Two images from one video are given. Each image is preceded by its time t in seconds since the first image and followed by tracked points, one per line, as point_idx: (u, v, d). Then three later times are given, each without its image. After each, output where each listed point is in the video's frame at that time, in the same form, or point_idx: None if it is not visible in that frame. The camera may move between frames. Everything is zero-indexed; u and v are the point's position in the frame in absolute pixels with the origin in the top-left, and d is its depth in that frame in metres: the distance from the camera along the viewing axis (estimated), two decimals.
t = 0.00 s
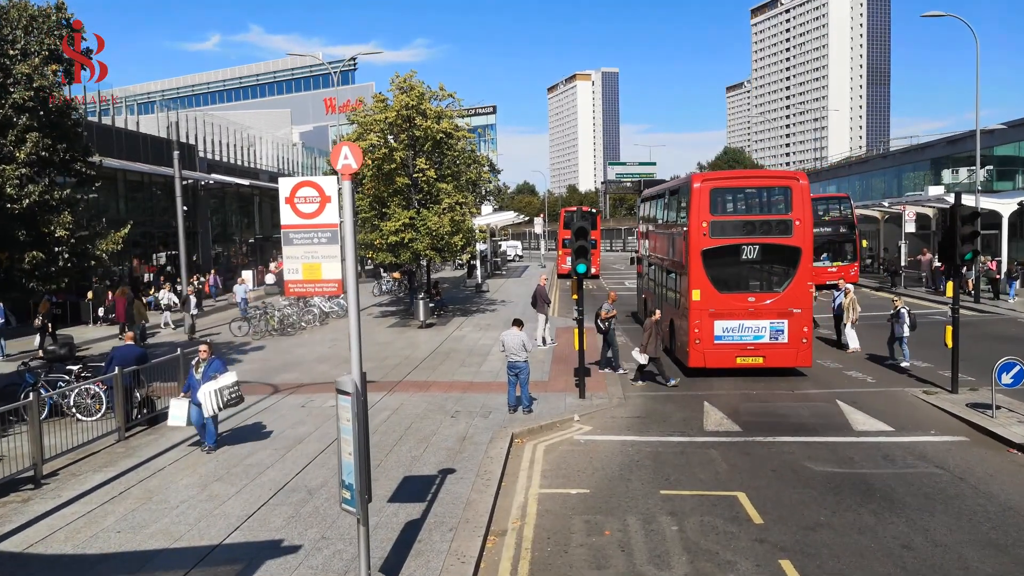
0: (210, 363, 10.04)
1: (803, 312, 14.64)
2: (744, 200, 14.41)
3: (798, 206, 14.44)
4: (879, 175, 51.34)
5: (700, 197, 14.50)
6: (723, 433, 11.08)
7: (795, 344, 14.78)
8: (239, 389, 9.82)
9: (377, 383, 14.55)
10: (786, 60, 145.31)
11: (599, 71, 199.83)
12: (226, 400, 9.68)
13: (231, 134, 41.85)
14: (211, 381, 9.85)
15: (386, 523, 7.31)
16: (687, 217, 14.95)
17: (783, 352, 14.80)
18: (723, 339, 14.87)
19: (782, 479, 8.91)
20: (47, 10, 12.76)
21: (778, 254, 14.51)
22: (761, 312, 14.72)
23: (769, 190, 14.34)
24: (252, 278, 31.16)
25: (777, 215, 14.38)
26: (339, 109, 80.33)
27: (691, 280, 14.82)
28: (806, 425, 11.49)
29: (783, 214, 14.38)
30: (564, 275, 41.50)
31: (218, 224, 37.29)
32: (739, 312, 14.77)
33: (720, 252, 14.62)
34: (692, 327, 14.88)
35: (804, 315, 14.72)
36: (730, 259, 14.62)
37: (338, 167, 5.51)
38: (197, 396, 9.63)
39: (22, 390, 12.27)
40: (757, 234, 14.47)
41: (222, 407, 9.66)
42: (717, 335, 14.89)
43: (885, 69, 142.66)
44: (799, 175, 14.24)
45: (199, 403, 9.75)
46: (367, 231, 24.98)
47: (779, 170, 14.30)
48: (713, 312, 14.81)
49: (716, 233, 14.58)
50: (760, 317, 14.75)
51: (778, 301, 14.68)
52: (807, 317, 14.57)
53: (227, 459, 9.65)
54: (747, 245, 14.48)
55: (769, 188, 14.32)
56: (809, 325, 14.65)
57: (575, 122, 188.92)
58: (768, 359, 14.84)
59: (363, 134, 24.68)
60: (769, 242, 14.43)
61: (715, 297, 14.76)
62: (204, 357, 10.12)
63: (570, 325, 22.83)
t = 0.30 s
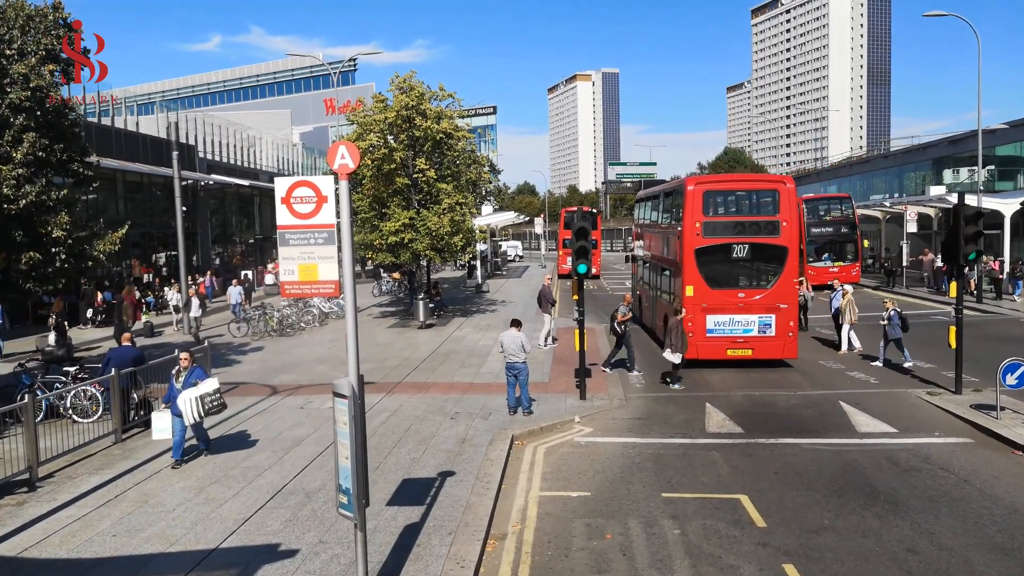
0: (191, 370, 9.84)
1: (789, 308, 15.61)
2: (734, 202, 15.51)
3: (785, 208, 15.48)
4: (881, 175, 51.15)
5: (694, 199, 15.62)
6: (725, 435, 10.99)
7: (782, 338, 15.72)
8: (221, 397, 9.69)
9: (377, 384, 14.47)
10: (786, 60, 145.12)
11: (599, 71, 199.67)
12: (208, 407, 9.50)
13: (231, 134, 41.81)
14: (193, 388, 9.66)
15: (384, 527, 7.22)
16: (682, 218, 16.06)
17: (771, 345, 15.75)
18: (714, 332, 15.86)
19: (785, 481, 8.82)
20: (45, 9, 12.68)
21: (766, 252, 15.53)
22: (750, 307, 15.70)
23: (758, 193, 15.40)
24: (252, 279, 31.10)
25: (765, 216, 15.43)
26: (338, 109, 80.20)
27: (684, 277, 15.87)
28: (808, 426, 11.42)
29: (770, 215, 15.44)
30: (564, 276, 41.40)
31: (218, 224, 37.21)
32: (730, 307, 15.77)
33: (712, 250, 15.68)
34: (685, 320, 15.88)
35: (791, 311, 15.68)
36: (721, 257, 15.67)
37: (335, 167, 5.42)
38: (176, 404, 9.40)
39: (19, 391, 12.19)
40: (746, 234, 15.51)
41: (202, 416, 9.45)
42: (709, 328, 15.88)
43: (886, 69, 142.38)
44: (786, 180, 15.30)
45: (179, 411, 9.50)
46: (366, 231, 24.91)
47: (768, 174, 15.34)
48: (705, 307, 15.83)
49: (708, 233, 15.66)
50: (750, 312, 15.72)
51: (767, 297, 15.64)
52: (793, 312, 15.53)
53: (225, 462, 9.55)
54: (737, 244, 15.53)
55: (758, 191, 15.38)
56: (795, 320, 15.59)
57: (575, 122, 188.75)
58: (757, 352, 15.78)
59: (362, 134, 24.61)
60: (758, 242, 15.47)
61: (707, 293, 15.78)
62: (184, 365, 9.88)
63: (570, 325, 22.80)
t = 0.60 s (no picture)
0: (182, 375, 9.53)
1: (778, 305, 16.19)
2: (726, 204, 16.04)
3: (774, 210, 16.08)
4: (881, 177, 51.13)
5: (688, 201, 16.08)
6: (725, 437, 10.99)
7: (771, 333, 16.32)
8: (212, 403, 9.38)
9: (377, 385, 14.49)
10: (785, 62, 145.14)
11: (599, 73, 199.95)
12: (197, 414, 9.19)
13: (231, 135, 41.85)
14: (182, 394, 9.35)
15: (384, 529, 7.23)
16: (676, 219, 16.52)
17: (760, 339, 16.35)
18: (707, 328, 16.39)
19: (785, 484, 8.84)
20: (47, 11, 12.70)
21: (756, 252, 16.07)
22: (741, 304, 16.26)
23: (749, 196, 15.95)
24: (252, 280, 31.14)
25: (755, 218, 15.99)
26: (339, 111, 80.27)
27: (678, 276, 16.33)
28: (807, 428, 11.45)
29: (760, 217, 16.01)
30: (564, 277, 41.40)
31: (218, 226, 37.23)
32: (721, 303, 16.29)
33: (705, 249, 16.16)
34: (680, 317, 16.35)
35: (779, 308, 16.29)
36: (714, 256, 16.16)
37: (335, 170, 5.45)
38: (166, 409, 9.13)
39: (19, 393, 12.20)
40: (738, 235, 16.04)
41: (192, 422, 9.16)
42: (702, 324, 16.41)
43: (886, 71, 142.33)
44: (775, 183, 15.88)
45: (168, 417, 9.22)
46: (366, 233, 24.94)
47: (758, 178, 15.89)
48: (698, 304, 16.30)
49: (702, 234, 16.13)
50: (740, 309, 16.29)
51: (757, 294, 16.20)
52: (782, 309, 16.12)
53: (224, 465, 9.55)
54: (728, 244, 16.05)
55: (749, 194, 15.93)
56: (783, 316, 16.21)
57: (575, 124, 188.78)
58: (748, 346, 16.37)
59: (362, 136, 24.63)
60: (748, 242, 16.02)
61: (700, 291, 16.26)
62: (174, 369, 9.55)
63: (569, 327, 22.86)
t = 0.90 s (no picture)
0: (170, 383, 9.16)
1: (766, 301, 17.11)
2: (717, 206, 16.99)
3: (762, 212, 17.06)
4: (882, 180, 51.09)
5: (681, 204, 17.05)
6: (726, 440, 10.99)
7: (760, 328, 17.21)
8: (202, 411, 9.07)
9: (377, 387, 14.48)
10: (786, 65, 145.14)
11: (599, 75, 200.09)
12: (189, 423, 8.88)
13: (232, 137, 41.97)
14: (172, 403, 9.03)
15: (384, 531, 7.22)
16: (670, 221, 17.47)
17: (750, 334, 17.23)
18: (700, 323, 17.26)
19: (785, 487, 8.83)
20: (48, 12, 12.71)
21: (746, 251, 17.01)
22: (731, 300, 17.16)
23: (738, 199, 16.92)
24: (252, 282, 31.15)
25: (745, 219, 16.94)
26: (339, 113, 80.23)
27: (673, 274, 17.24)
28: (807, 431, 11.46)
29: (749, 218, 16.96)
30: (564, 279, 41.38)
31: (219, 228, 37.26)
32: (713, 300, 17.19)
33: (698, 249, 17.07)
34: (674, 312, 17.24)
35: (767, 303, 17.20)
36: (706, 255, 17.07)
37: (338, 173, 5.45)
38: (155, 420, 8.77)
39: (19, 395, 12.20)
40: (728, 235, 16.98)
41: (183, 432, 8.83)
42: (695, 319, 17.29)
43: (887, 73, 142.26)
44: (763, 187, 16.88)
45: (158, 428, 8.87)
46: (366, 235, 24.98)
47: (746, 182, 16.89)
48: (692, 300, 17.22)
49: (694, 234, 17.06)
50: (731, 305, 17.18)
51: (747, 291, 17.12)
52: (770, 304, 17.03)
53: (225, 467, 9.55)
54: (719, 244, 16.98)
55: (738, 197, 16.91)
56: (772, 311, 17.12)
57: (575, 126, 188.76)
58: (738, 340, 17.24)
59: (362, 138, 24.66)
60: (738, 242, 16.96)
61: (693, 288, 17.18)
62: (162, 377, 9.18)
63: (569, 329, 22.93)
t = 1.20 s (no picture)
0: (158, 385, 8.91)
1: (757, 296, 17.43)
2: (710, 205, 17.30)
3: (753, 211, 17.37)
4: (882, 179, 51.05)
5: (675, 203, 17.36)
6: (726, 439, 10.98)
7: (751, 321, 17.59)
8: (194, 410, 8.84)
9: (377, 386, 14.47)
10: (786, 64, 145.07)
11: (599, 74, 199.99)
12: (181, 423, 8.66)
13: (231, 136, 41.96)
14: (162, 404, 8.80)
15: (384, 529, 7.23)
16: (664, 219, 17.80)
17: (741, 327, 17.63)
18: (694, 317, 17.62)
19: (785, 485, 8.83)
20: (48, 10, 12.70)
21: (738, 248, 17.30)
22: (723, 295, 17.48)
23: (730, 198, 17.25)
24: (252, 280, 31.15)
25: (736, 218, 17.26)
26: (338, 111, 80.18)
27: (668, 270, 17.56)
28: (807, 430, 11.47)
29: (740, 217, 17.28)
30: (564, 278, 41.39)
31: (219, 226, 37.26)
32: (706, 295, 17.51)
33: (691, 246, 17.37)
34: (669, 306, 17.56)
35: (758, 298, 17.50)
36: (699, 252, 17.35)
37: (337, 170, 5.45)
38: (145, 423, 8.54)
39: (19, 392, 12.20)
40: (721, 233, 17.28)
41: (177, 432, 8.63)
42: (689, 313, 17.63)
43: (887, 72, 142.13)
44: (753, 187, 17.20)
45: (149, 431, 8.65)
46: (365, 233, 24.98)
47: (738, 182, 17.21)
48: (686, 295, 17.53)
49: (688, 232, 17.36)
50: (723, 300, 17.52)
51: (739, 286, 17.43)
52: (761, 299, 17.33)
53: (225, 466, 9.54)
54: (712, 241, 17.28)
55: (730, 197, 17.23)
56: (762, 306, 17.45)
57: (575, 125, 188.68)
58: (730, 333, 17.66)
59: (362, 136, 24.66)
60: (730, 239, 17.26)
61: (687, 283, 17.48)
62: (149, 379, 8.94)
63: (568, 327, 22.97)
